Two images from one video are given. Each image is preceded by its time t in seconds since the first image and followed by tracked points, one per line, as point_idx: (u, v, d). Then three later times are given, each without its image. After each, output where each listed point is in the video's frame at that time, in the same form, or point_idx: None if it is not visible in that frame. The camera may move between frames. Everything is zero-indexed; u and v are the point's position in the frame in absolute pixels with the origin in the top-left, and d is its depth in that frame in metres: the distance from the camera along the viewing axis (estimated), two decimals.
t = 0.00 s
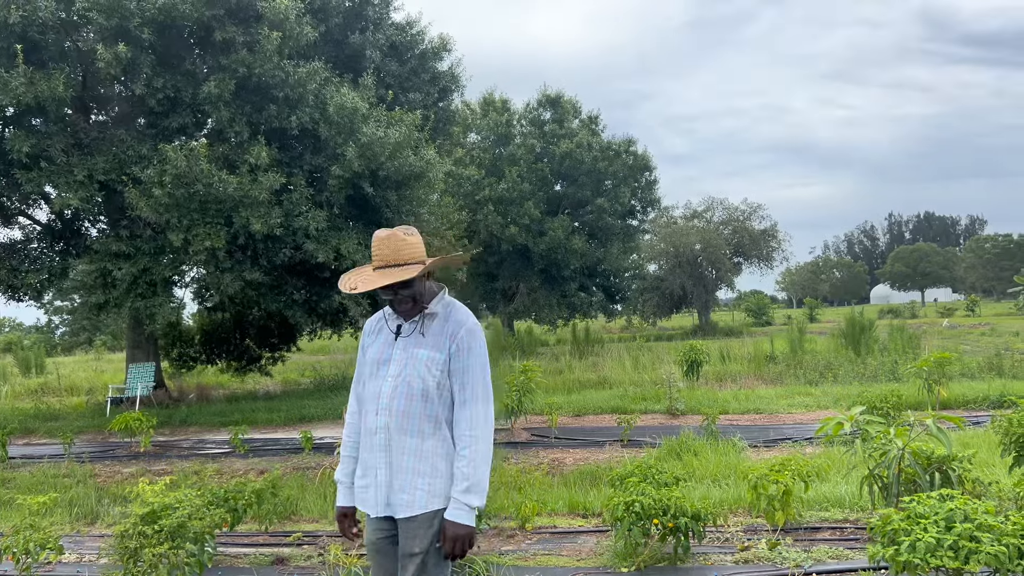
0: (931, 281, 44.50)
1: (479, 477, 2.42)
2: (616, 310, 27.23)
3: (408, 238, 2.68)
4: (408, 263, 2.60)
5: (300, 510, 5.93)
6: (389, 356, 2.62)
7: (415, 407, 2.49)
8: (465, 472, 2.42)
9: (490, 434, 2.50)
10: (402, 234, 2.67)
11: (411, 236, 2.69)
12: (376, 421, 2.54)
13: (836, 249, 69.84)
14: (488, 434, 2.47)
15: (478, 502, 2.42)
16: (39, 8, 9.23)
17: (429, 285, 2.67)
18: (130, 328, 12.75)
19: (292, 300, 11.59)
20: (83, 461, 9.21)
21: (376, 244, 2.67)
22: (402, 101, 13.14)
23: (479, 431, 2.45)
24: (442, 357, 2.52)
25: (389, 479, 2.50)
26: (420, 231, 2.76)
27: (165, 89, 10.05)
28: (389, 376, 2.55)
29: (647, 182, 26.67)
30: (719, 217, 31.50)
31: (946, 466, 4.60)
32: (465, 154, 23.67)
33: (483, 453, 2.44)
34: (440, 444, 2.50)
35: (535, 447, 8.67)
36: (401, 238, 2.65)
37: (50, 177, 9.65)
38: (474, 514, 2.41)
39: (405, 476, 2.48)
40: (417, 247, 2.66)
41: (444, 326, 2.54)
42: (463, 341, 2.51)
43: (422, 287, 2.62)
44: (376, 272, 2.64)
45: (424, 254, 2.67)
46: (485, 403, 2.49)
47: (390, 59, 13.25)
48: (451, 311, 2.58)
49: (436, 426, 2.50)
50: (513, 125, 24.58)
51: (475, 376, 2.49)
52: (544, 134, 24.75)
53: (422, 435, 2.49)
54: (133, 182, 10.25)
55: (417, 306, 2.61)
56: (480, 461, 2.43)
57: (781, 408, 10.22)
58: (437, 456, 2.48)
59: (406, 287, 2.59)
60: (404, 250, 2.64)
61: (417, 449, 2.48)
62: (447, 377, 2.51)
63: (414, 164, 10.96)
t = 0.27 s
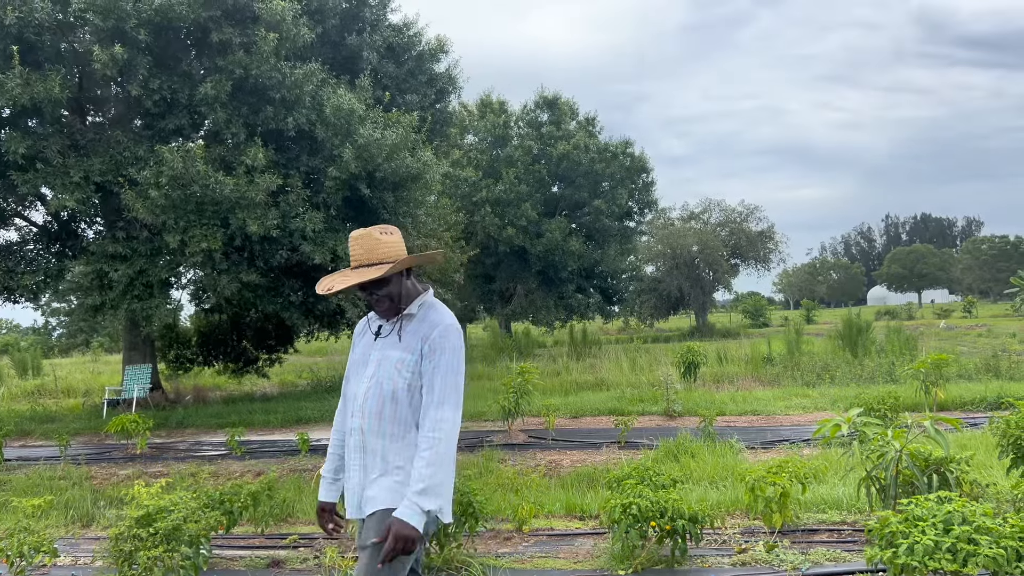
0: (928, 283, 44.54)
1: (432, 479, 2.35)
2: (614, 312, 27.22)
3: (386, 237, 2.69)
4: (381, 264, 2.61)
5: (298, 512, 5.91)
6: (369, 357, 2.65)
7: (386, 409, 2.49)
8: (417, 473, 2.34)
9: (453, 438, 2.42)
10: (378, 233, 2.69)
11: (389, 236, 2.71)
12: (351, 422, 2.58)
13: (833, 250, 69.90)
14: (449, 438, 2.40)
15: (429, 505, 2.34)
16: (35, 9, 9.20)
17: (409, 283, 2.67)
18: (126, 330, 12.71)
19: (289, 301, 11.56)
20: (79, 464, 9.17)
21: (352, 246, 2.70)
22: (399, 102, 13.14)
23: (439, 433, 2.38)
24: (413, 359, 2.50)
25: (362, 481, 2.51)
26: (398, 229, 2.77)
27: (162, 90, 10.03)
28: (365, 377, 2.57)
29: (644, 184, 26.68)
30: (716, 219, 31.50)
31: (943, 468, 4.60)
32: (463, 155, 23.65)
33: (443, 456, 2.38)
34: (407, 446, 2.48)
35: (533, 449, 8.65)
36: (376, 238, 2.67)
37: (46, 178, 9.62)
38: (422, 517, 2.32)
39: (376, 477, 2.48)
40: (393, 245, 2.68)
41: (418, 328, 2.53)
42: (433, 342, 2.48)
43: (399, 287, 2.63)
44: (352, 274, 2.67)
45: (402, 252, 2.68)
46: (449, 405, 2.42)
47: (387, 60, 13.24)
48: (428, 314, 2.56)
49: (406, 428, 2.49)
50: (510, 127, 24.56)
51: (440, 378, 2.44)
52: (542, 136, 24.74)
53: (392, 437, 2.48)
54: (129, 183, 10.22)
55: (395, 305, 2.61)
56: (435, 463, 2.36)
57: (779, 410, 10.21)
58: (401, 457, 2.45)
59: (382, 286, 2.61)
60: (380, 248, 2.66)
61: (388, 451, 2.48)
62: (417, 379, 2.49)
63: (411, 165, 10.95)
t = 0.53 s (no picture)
0: (931, 284, 44.44)
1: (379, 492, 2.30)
2: (615, 313, 27.19)
3: (356, 240, 2.63)
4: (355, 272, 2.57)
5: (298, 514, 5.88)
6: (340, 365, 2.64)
7: (350, 422, 2.47)
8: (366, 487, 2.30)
9: (407, 451, 2.36)
10: (347, 236, 2.62)
11: (359, 237, 2.65)
12: (320, 430, 2.58)
13: (835, 252, 69.81)
14: (402, 450, 2.34)
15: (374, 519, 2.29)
16: (37, 10, 9.20)
17: (378, 287, 2.63)
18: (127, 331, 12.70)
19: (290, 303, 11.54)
20: (80, 465, 9.16)
21: (320, 248, 2.64)
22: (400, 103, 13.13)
23: (390, 446, 2.33)
24: (377, 370, 2.47)
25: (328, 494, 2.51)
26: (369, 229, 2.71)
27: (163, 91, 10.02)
28: (332, 388, 2.56)
29: (646, 185, 26.65)
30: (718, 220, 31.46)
31: (946, 469, 4.57)
32: (464, 157, 23.63)
33: (395, 469, 2.33)
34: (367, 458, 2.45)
35: (534, 451, 8.63)
36: (345, 242, 2.61)
37: (47, 179, 9.61)
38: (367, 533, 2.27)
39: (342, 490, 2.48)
40: (364, 249, 2.63)
41: (384, 337, 2.49)
42: (396, 352, 2.44)
43: (368, 293, 2.59)
44: (324, 279, 2.63)
45: (371, 257, 2.63)
46: (406, 416, 2.37)
47: (389, 61, 13.23)
48: (396, 321, 2.52)
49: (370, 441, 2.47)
50: (511, 128, 24.55)
51: (399, 388, 2.39)
52: (543, 137, 24.71)
53: (356, 449, 2.47)
54: (130, 185, 10.21)
55: (363, 311, 2.59)
56: (385, 477, 2.31)
57: (781, 411, 10.18)
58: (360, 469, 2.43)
59: (351, 295, 2.58)
60: (348, 254, 2.61)
61: (353, 463, 2.47)
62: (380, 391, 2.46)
63: (412, 166, 10.94)
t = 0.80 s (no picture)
0: (937, 285, 44.27)
1: (377, 500, 2.27)
2: (620, 314, 27.14)
3: (334, 239, 2.60)
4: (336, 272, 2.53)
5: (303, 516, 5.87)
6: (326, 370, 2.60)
7: (341, 428, 2.44)
8: (360, 495, 2.26)
9: (402, 454, 2.33)
10: (325, 234, 2.58)
11: (336, 236, 2.61)
12: (309, 438, 2.55)
13: (840, 253, 69.61)
14: (397, 455, 2.31)
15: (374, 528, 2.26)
16: (42, 11, 9.22)
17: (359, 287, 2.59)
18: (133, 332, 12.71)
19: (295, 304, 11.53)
20: (85, 466, 9.16)
21: (297, 250, 2.60)
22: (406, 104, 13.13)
23: (384, 452, 2.30)
24: (366, 374, 2.44)
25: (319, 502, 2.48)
26: (346, 228, 2.68)
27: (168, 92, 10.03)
28: (318, 393, 2.52)
29: (651, 186, 26.60)
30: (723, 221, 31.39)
31: (954, 472, 4.53)
32: (469, 158, 23.62)
33: (391, 475, 2.30)
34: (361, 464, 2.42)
35: (540, 452, 8.60)
36: (323, 241, 2.57)
37: (53, 181, 9.63)
38: (364, 541, 2.24)
39: (336, 497, 2.45)
40: (343, 248, 2.59)
41: (370, 340, 2.46)
42: (384, 355, 2.41)
43: (350, 293, 2.55)
44: (303, 281, 2.57)
45: (352, 255, 2.59)
46: (399, 420, 2.34)
47: (394, 63, 13.25)
48: (381, 323, 2.49)
49: (361, 447, 2.44)
50: (516, 129, 24.53)
51: (389, 392, 2.37)
52: (548, 138, 24.69)
53: (349, 455, 2.44)
54: (135, 186, 10.22)
55: (346, 312, 2.54)
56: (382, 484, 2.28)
57: (787, 413, 10.13)
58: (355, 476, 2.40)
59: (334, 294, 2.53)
60: (327, 253, 2.57)
61: (344, 469, 2.44)
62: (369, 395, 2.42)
63: (416, 168, 10.94)
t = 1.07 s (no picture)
0: (945, 286, 44.07)
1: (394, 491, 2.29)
2: (627, 315, 27.09)
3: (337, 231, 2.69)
4: (346, 253, 2.59)
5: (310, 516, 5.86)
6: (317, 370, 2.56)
7: (344, 425, 2.42)
8: (373, 486, 2.27)
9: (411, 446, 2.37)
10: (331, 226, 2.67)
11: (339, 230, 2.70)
12: (304, 441, 2.49)
13: (848, 254, 69.35)
14: (408, 447, 2.35)
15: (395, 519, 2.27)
16: (51, 13, 9.24)
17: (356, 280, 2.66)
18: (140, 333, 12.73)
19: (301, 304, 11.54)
20: (93, 467, 9.19)
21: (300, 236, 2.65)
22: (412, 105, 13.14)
23: (398, 443, 2.32)
24: (370, 369, 2.44)
25: (319, 503, 2.43)
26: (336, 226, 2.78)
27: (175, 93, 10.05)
28: (315, 394, 2.49)
29: (658, 186, 26.55)
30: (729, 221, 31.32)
31: (965, 474, 4.50)
32: (476, 158, 23.61)
33: (404, 465, 2.33)
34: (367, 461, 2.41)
35: (547, 453, 8.60)
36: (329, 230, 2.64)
37: (62, 182, 9.66)
38: (381, 528, 2.24)
39: (339, 496, 2.41)
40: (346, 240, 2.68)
41: (371, 337, 2.48)
42: (388, 349, 2.44)
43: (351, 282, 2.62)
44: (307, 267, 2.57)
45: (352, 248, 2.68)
46: (408, 412, 2.38)
47: (401, 63, 13.25)
48: (380, 320, 2.52)
49: (365, 444, 2.42)
50: (522, 129, 24.53)
51: (397, 385, 2.39)
52: (555, 139, 24.67)
53: (353, 452, 2.41)
54: (143, 187, 10.24)
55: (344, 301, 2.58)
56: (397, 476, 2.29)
57: (794, 414, 10.10)
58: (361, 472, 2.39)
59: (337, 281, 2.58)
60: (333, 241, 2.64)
61: (348, 467, 2.41)
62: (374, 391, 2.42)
63: (423, 168, 10.94)
